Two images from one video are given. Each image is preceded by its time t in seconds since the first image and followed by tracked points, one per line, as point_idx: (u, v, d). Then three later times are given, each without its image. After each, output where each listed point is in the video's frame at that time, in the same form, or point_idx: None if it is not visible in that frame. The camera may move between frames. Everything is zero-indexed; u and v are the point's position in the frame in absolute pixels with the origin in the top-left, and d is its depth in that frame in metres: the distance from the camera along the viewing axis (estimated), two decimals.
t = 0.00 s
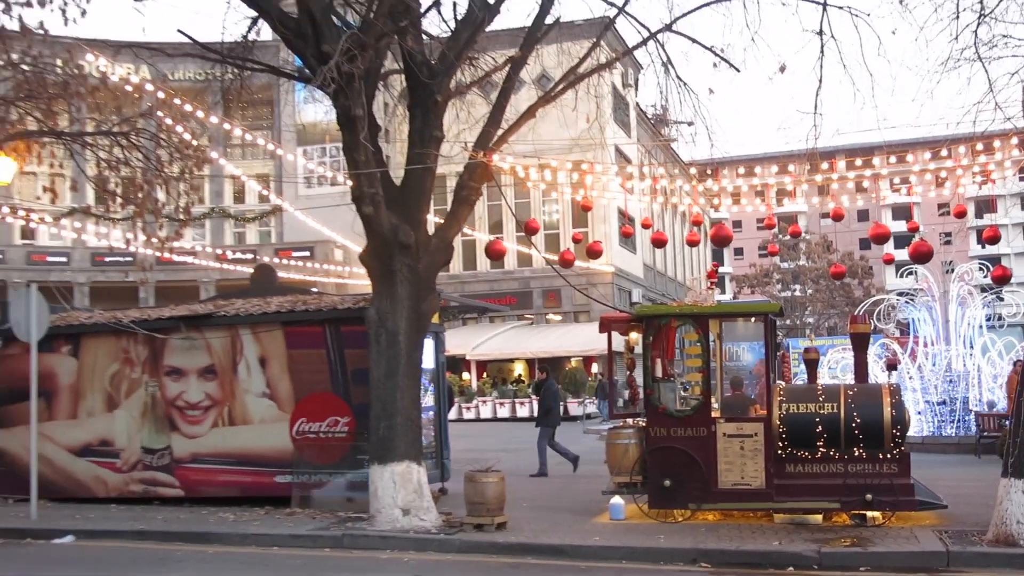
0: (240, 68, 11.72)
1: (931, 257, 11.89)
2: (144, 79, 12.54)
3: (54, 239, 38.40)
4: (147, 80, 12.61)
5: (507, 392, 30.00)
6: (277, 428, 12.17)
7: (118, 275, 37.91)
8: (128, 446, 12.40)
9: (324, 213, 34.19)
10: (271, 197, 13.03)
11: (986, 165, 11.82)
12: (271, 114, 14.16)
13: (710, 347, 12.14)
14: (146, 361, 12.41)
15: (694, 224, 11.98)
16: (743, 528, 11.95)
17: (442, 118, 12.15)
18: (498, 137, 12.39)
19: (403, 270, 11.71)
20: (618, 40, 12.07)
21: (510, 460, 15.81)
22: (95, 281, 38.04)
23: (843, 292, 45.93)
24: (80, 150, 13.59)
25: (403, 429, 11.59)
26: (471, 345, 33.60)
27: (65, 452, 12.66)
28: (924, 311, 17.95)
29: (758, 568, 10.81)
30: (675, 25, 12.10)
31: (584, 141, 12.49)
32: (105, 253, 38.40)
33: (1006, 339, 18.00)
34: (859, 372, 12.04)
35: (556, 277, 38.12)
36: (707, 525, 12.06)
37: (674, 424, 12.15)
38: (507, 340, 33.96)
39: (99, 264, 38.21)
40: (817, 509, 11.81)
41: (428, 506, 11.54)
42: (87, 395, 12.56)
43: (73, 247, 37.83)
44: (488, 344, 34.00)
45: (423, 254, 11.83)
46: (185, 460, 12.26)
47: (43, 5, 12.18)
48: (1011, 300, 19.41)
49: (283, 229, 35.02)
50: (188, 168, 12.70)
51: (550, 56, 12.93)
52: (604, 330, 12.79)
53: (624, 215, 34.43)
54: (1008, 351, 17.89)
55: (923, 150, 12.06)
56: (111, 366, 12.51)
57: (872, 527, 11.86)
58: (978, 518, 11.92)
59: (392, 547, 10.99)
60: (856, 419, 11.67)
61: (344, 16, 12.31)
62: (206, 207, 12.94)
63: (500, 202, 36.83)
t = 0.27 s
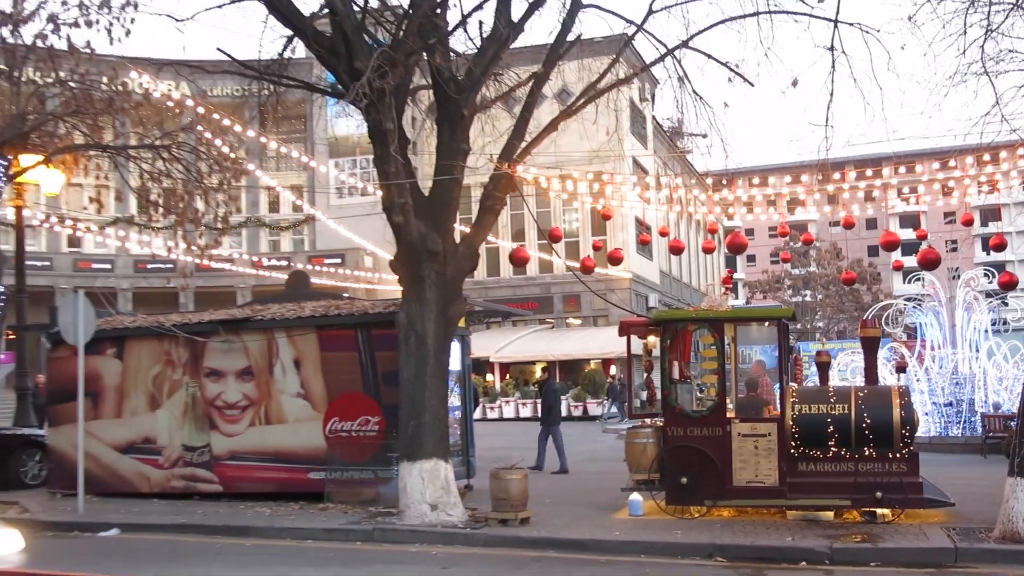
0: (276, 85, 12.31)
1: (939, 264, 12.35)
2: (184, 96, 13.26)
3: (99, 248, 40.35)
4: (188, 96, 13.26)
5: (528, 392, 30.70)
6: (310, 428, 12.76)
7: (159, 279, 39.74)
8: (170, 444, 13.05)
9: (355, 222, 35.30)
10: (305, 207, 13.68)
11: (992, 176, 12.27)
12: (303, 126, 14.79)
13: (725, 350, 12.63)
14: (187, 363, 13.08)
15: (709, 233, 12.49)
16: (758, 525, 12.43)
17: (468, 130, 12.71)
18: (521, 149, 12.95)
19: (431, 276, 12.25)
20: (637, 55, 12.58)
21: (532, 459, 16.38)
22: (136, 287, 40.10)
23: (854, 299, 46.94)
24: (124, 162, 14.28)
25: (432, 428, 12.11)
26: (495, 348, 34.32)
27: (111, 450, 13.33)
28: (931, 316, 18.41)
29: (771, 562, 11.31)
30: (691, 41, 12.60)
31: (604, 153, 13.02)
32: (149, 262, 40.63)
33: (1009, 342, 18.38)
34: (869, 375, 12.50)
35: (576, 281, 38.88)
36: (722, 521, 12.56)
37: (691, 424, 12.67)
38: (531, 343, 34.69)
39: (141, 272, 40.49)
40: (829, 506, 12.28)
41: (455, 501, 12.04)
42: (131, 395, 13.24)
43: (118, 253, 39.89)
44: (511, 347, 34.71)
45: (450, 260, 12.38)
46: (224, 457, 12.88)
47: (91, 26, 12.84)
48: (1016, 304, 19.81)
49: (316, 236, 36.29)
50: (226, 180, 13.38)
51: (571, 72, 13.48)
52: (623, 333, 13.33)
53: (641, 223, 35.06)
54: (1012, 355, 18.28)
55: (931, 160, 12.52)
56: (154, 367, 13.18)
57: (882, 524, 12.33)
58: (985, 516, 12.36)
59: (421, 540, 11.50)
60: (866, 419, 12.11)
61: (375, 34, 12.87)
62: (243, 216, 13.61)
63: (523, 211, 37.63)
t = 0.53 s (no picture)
0: (307, 99, 12.93)
1: (943, 269, 12.83)
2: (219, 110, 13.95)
3: (139, 255, 41.50)
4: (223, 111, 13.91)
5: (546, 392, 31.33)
6: (340, 427, 13.35)
7: (197, 286, 41.13)
8: (207, 442, 13.70)
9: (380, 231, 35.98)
10: (333, 216, 14.28)
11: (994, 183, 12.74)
12: (331, 138, 15.42)
13: (737, 352, 13.14)
14: (223, 365, 13.75)
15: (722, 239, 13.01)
16: (770, 520, 12.92)
17: (490, 143, 13.27)
18: (540, 159, 13.50)
19: (455, 282, 12.78)
20: (650, 69, 13.10)
21: (550, 457, 16.93)
22: (176, 292, 41.03)
23: (859, 302, 47.67)
24: (162, 173, 14.97)
25: (456, 427, 12.62)
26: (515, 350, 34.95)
27: (151, 448, 13.99)
28: (935, 317, 18.72)
29: (783, 555, 11.78)
30: (703, 55, 13.10)
31: (620, 163, 13.55)
32: (186, 268, 41.71)
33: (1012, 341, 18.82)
34: (877, 376, 13.01)
35: (593, 286, 39.49)
36: (735, 517, 13.05)
37: (705, 423, 13.18)
38: (551, 346, 35.35)
39: (180, 278, 41.50)
40: (838, 502, 12.75)
41: (478, 497, 12.53)
42: (170, 396, 13.92)
43: (157, 261, 40.92)
44: (530, 349, 35.35)
45: (473, 266, 12.91)
46: (258, 455, 13.51)
47: (132, 45, 13.50)
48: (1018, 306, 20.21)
49: (344, 244, 36.99)
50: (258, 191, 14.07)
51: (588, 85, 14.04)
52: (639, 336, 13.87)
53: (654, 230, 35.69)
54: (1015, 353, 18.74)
55: (935, 169, 13.00)
56: (191, 369, 13.87)
57: (890, 519, 12.80)
58: (990, 511, 12.81)
59: (446, 535, 11.97)
60: (874, 419, 12.62)
61: (400, 50, 13.47)
62: (274, 224, 14.25)
63: (542, 219, 38.39)
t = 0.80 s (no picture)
0: (341, 116, 13.68)
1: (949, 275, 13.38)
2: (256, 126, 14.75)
3: (183, 262, 42.85)
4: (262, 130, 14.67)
5: (568, 392, 32.01)
6: (372, 425, 14.09)
7: (236, 293, 42.37)
8: (247, 440, 14.50)
9: (409, 240, 36.80)
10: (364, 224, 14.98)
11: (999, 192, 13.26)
12: (363, 151, 16.21)
13: (751, 354, 13.75)
14: (262, 367, 14.55)
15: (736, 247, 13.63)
16: (783, 515, 13.48)
17: (514, 156, 13.96)
18: (562, 171, 14.15)
19: (481, 288, 13.43)
20: (667, 86, 13.70)
21: (571, 455, 17.60)
22: (215, 298, 42.26)
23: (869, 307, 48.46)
24: (204, 186, 15.86)
25: (482, 426, 13.24)
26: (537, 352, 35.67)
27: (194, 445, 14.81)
28: (941, 322, 19.33)
29: (795, 549, 12.34)
30: (718, 71, 13.69)
31: (637, 174, 14.16)
32: (227, 274, 43.02)
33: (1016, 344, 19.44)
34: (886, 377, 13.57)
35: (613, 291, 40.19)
36: (749, 512, 13.63)
37: (719, 422, 13.81)
38: (572, 348, 36.04)
39: (220, 284, 42.71)
40: (848, 498, 13.29)
41: (504, 493, 13.08)
42: (213, 396, 14.74)
43: (200, 269, 42.15)
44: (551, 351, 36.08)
45: (498, 273, 13.55)
46: (295, 452, 14.28)
47: (177, 66, 14.31)
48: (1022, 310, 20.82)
49: (375, 252, 37.89)
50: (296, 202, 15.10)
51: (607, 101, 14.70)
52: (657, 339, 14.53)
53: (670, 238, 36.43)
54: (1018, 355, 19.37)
55: (942, 179, 13.53)
56: (233, 371, 14.71)
57: (898, 515, 13.33)
58: (996, 508, 13.31)
59: (472, 527, 12.51)
60: (883, 418, 13.14)
61: (429, 68, 14.19)
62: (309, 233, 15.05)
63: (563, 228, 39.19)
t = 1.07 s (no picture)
0: (369, 128, 14.30)
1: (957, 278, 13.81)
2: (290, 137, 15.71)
3: (218, 268, 44.01)
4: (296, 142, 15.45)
5: (587, 391, 32.57)
6: (398, 424, 14.68)
7: (269, 297, 43.37)
8: (281, 437, 15.30)
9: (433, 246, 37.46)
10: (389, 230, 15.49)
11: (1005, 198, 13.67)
12: (390, 160, 16.90)
13: (763, 356, 14.28)
14: (294, 368, 15.34)
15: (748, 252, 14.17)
16: (795, 511, 13.95)
17: (534, 165, 14.52)
18: (581, 180, 14.70)
19: (503, 292, 13.97)
20: (681, 97, 14.21)
21: (588, 452, 18.16)
22: (248, 302, 43.27)
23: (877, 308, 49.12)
24: (238, 195, 16.60)
25: (504, 425, 13.78)
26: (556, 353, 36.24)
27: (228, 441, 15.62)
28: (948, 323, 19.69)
29: (806, 543, 12.80)
30: (730, 83, 14.20)
31: (652, 182, 14.71)
32: (259, 279, 44.01)
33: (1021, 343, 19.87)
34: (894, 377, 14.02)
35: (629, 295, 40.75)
36: (762, 508, 14.12)
37: (733, 421, 14.32)
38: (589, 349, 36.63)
39: (254, 289, 43.69)
40: (858, 494, 13.73)
41: (525, 489, 13.61)
42: (247, 396, 15.64)
43: (234, 273, 43.16)
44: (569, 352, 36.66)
45: (519, 278, 14.10)
46: (325, 449, 14.92)
47: (213, 81, 14.98)
48: None
49: (401, 257, 38.62)
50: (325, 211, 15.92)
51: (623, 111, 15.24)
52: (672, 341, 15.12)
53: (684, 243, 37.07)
54: None
55: (949, 185, 13.95)
56: (267, 371, 15.52)
57: (907, 511, 13.77)
58: (1002, 505, 13.72)
59: (495, 523, 13.02)
60: (891, 417, 13.60)
61: (453, 81, 14.79)
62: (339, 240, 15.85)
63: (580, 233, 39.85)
